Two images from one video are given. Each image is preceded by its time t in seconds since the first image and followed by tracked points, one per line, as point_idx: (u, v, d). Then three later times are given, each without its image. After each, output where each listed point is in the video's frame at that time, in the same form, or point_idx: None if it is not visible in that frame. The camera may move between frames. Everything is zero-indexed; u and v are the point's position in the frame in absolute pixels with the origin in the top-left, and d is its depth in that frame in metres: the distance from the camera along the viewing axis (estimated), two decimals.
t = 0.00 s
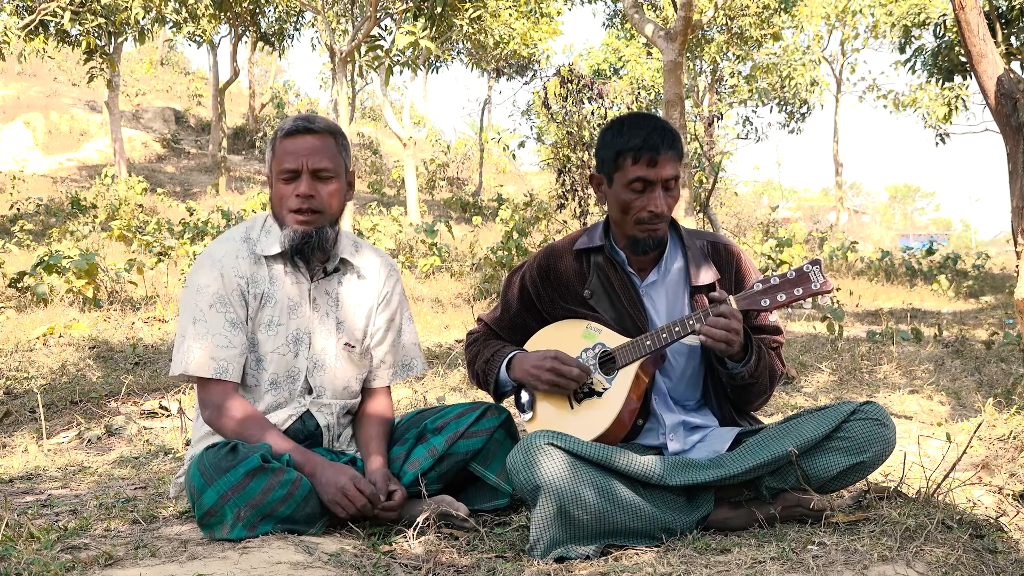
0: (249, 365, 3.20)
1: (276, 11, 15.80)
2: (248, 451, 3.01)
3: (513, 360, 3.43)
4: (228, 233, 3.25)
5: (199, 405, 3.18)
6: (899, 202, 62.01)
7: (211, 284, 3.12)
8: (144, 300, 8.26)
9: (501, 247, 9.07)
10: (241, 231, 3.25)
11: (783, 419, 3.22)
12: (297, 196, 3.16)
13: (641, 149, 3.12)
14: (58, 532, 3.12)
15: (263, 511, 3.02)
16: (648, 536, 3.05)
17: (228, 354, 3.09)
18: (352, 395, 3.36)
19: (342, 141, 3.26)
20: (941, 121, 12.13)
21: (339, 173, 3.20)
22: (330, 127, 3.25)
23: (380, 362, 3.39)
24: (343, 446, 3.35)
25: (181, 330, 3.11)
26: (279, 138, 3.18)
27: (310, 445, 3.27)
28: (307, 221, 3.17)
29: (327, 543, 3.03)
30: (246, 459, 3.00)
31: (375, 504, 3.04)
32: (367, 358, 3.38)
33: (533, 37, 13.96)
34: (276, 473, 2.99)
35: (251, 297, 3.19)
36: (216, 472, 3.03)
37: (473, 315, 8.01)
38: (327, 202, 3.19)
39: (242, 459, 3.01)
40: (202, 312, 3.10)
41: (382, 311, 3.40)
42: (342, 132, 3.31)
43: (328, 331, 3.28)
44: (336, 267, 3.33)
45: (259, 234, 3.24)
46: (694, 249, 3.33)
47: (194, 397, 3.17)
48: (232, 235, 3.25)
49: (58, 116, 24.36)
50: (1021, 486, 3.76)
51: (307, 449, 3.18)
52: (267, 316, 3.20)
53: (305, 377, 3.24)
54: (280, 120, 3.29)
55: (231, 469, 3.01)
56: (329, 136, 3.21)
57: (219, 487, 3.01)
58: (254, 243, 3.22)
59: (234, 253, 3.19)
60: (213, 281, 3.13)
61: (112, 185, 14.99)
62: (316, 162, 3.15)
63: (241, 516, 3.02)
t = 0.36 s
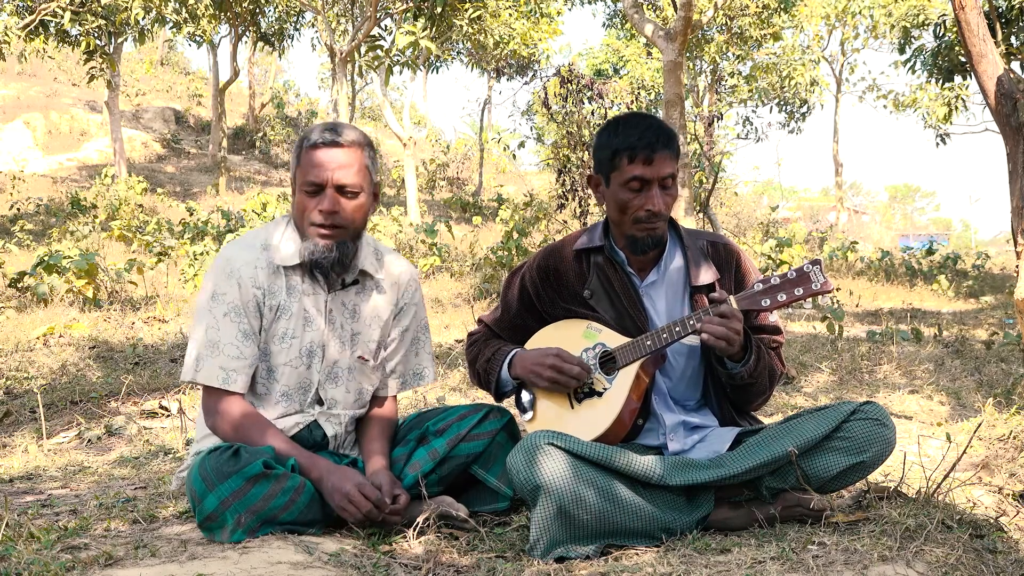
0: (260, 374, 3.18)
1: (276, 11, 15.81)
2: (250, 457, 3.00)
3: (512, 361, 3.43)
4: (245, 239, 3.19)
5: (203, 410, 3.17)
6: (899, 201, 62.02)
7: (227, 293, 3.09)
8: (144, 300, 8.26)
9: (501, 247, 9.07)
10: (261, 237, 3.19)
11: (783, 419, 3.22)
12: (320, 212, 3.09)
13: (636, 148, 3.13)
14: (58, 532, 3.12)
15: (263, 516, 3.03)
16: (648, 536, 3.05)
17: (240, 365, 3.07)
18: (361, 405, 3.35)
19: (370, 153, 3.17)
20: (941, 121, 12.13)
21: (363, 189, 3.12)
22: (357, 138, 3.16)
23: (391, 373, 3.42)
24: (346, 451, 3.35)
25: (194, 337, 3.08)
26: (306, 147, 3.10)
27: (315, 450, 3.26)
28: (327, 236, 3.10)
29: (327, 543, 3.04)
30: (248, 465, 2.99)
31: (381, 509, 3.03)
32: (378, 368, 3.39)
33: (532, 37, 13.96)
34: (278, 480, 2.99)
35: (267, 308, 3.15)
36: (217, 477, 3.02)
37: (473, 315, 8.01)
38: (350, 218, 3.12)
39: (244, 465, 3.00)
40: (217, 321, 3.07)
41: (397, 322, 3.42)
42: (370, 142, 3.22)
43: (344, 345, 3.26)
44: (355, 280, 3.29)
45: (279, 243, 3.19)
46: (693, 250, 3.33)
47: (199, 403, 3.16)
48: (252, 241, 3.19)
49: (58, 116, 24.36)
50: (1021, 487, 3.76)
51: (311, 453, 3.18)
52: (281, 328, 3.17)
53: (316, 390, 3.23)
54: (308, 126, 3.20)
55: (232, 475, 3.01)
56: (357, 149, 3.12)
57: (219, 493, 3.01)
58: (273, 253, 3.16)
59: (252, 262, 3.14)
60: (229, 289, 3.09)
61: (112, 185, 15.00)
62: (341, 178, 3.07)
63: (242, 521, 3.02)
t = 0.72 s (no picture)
0: (263, 377, 3.18)
1: (276, 11, 15.81)
2: (251, 459, 3.00)
3: (513, 361, 3.43)
4: (252, 241, 3.17)
5: (205, 410, 3.16)
6: (899, 201, 62.03)
7: (233, 296, 3.07)
8: (144, 300, 8.26)
9: (501, 247, 9.08)
10: (268, 241, 3.17)
11: (783, 420, 3.22)
12: (327, 218, 3.06)
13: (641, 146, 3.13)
14: (58, 532, 3.12)
15: (264, 518, 3.03)
16: (648, 536, 3.05)
17: (245, 370, 3.06)
18: (363, 408, 3.35)
19: (379, 159, 3.14)
20: (941, 121, 12.14)
21: (371, 196, 3.09)
22: (367, 143, 3.12)
23: (394, 376, 3.41)
24: (347, 452, 3.35)
25: (198, 339, 3.07)
26: (315, 152, 3.07)
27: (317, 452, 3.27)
28: (334, 242, 3.07)
29: (328, 543, 3.04)
30: (249, 468, 2.99)
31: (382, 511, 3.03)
32: (381, 372, 3.38)
33: (532, 37, 13.97)
34: (279, 481, 3.00)
35: (272, 312, 3.14)
36: (218, 479, 3.02)
37: (473, 315, 8.01)
38: (357, 224, 3.10)
39: (245, 467, 3.00)
40: (222, 324, 3.05)
41: (402, 326, 3.42)
42: (380, 147, 3.19)
43: (348, 350, 3.26)
44: (361, 286, 3.28)
45: (286, 247, 3.17)
46: (696, 251, 3.33)
47: (200, 404, 3.15)
48: (259, 244, 3.17)
49: (58, 116, 24.37)
50: (1020, 486, 3.76)
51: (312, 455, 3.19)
52: (286, 332, 3.16)
53: (320, 394, 3.23)
54: (318, 130, 3.17)
55: (233, 477, 3.01)
56: (366, 155, 3.10)
57: (220, 495, 3.01)
58: (279, 257, 3.15)
59: (259, 266, 3.12)
60: (235, 292, 3.08)
61: (112, 185, 14.99)
62: (349, 184, 3.04)
63: (242, 523, 3.02)
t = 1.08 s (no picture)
0: (253, 367, 3.21)
1: (276, 11, 15.81)
2: (248, 456, 3.00)
3: (513, 361, 3.43)
4: (233, 236, 3.24)
5: (202, 407, 3.18)
6: (899, 201, 62.06)
7: (216, 286, 3.13)
8: (144, 300, 8.26)
9: (501, 247, 9.08)
10: (247, 233, 3.25)
11: (783, 420, 3.22)
12: (304, 195, 3.15)
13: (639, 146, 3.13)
14: (58, 532, 3.12)
15: (263, 515, 3.02)
16: (648, 536, 3.05)
17: (232, 357, 3.09)
18: (354, 397, 3.32)
19: (348, 140, 3.25)
20: (941, 121, 12.13)
21: (344, 171, 3.18)
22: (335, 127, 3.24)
23: (381, 365, 3.34)
24: (344, 448, 3.35)
25: (186, 333, 3.12)
26: (285, 136, 3.18)
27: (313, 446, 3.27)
28: (313, 218, 3.15)
29: (327, 543, 3.04)
30: (246, 465, 2.99)
31: (378, 506, 3.04)
32: (367, 360, 3.34)
33: (532, 37, 13.97)
34: (277, 479, 3.00)
35: (256, 300, 3.19)
36: (216, 477, 3.02)
37: (473, 315, 8.01)
38: (333, 200, 3.17)
39: (243, 465, 3.00)
40: (206, 314, 3.10)
41: (384, 313, 3.35)
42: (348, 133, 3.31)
43: (332, 334, 3.27)
44: (341, 269, 3.31)
45: (265, 235, 3.24)
46: (694, 250, 3.33)
47: (199, 400, 3.16)
48: (239, 237, 3.25)
49: (58, 116, 24.37)
50: (1020, 486, 3.76)
51: (308, 451, 3.19)
52: (271, 319, 3.20)
53: (308, 379, 3.23)
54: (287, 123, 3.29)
55: (231, 475, 3.01)
56: (335, 135, 3.20)
57: (219, 493, 3.01)
58: (259, 245, 3.22)
59: (239, 255, 3.19)
60: (218, 282, 3.14)
61: (112, 185, 14.99)
62: (321, 160, 3.14)
63: (242, 521, 3.02)
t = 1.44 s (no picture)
0: (240, 360, 3.20)
1: (276, 11, 15.80)
2: (247, 449, 3.01)
3: (512, 361, 3.43)
4: (207, 238, 3.25)
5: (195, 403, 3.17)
6: (899, 202, 62.07)
7: (197, 281, 3.13)
8: (144, 300, 8.26)
9: (501, 247, 9.08)
10: (223, 232, 3.27)
11: (783, 419, 3.22)
12: (279, 184, 3.18)
13: (637, 147, 3.13)
14: (58, 532, 3.12)
15: (262, 508, 3.02)
16: (648, 536, 3.05)
17: (220, 348, 3.09)
18: (343, 385, 3.36)
19: (317, 130, 3.29)
20: (941, 122, 12.13)
21: (316, 158, 3.22)
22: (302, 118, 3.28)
23: (366, 353, 3.41)
24: (341, 442, 3.35)
25: (170, 331, 3.11)
26: (254, 131, 3.21)
27: (309, 439, 3.27)
28: (289, 205, 3.17)
29: (327, 543, 3.04)
30: (245, 457, 3.00)
31: (372, 494, 3.04)
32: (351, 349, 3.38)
33: (532, 37, 13.98)
34: (274, 471, 3.00)
35: (238, 291, 3.19)
36: (216, 469, 3.03)
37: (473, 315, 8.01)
38: (308, 186, 3.20)
39: (241, 457, 3.00)
40: (189, 310, 3.10)
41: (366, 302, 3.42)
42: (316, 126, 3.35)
43: (316, 322, 3.29)
44: (319, 259, 3.35)
45: (242, 233, 3.25)
46: (693, 249, 3.33)
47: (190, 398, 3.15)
48: (214, 236, 3.26)
49: (58, 116, 24.37)
50: (1020, 486, 3.76)
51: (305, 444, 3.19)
52: (255, 310, 3.21)
53: (295, 368, 3.23)
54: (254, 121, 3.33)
55: (230, 467, 3.01)
56: (304, 125, 3.24)
57: (219, 485, 3.01)
58: (236, 240, 3.23)
59: (218, 250, 3.20)
60: (198, 278, 3.13)
61: (112, 185, 15.00)
62: (293, 149, 3.17)
63: (242, 513, 3.02)
